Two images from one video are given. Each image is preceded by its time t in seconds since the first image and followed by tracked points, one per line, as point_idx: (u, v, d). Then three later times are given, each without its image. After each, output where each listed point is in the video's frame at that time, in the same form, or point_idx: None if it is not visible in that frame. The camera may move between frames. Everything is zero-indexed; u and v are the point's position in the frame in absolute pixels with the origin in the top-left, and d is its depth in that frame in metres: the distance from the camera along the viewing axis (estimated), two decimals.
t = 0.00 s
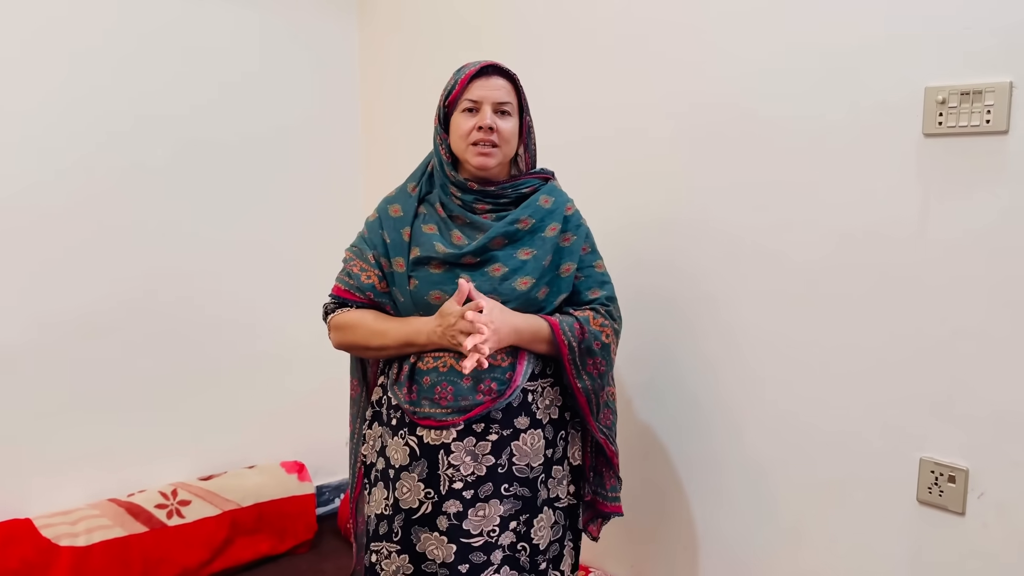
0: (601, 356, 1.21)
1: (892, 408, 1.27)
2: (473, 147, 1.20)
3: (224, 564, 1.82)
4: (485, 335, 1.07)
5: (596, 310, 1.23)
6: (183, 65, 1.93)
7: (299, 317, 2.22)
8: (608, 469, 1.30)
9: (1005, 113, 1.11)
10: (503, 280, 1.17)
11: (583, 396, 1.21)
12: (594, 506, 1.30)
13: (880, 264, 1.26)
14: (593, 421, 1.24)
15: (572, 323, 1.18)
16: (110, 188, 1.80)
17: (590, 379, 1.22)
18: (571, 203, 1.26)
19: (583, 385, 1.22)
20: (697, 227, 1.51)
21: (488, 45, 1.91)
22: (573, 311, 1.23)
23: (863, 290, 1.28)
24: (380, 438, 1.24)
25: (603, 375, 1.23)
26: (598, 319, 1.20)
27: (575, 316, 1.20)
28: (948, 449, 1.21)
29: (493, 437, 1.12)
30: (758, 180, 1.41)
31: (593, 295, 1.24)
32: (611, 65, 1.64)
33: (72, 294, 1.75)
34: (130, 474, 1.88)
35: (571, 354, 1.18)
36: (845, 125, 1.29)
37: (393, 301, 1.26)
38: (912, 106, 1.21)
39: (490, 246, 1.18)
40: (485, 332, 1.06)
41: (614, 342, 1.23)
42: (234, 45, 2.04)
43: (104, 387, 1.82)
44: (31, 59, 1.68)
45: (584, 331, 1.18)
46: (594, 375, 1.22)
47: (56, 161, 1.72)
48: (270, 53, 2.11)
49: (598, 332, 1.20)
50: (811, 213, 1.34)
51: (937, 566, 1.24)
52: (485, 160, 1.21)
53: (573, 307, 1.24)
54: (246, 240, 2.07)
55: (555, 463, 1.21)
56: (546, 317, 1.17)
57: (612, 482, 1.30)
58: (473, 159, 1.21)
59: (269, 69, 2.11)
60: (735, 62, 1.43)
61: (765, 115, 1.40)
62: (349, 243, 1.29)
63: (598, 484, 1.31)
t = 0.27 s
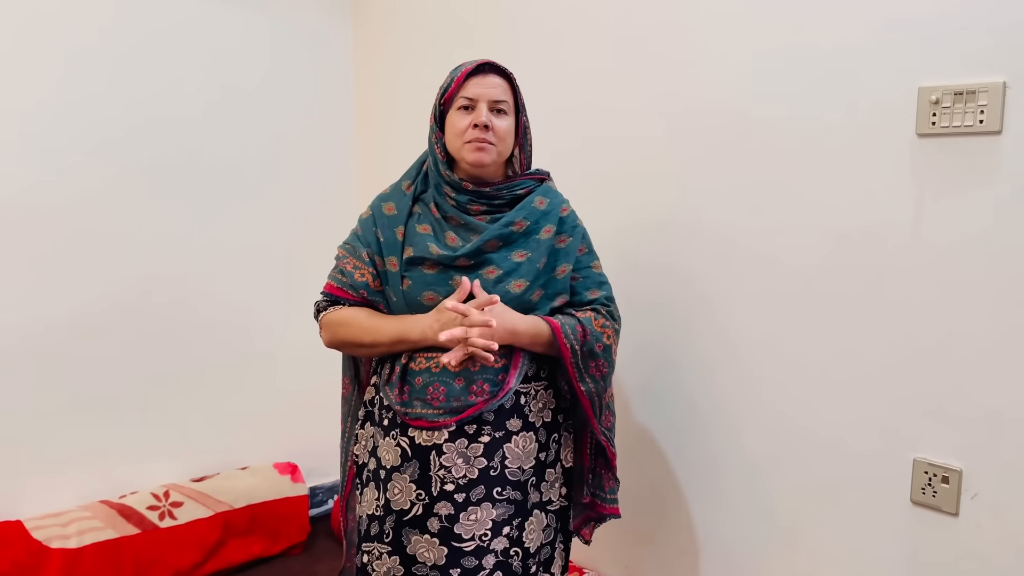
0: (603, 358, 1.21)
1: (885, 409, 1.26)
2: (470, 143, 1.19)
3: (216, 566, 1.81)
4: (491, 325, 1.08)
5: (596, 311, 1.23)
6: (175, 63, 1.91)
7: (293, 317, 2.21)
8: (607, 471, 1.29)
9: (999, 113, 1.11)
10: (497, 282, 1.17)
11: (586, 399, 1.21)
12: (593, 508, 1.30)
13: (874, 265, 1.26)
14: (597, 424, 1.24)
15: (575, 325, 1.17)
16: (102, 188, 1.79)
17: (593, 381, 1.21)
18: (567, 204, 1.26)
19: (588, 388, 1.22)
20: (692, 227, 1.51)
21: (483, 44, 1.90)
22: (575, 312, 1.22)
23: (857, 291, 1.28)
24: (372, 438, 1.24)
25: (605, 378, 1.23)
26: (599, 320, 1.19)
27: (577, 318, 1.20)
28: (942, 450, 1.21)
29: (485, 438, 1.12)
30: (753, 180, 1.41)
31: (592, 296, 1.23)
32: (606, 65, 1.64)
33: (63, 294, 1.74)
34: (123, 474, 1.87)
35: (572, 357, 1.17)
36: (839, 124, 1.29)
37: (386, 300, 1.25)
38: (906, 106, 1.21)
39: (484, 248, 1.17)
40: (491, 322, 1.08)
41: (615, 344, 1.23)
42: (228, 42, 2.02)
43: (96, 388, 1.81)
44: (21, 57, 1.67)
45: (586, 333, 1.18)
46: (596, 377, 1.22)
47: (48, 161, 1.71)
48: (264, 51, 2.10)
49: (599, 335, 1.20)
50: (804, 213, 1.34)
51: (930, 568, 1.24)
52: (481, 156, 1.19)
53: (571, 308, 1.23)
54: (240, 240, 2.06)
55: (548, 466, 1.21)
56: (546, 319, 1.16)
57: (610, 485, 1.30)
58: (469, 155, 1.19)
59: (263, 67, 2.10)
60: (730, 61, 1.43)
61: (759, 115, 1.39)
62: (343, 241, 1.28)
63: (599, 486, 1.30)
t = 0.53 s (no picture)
0: (596, 358, 1.20)
1: (881, 409, 1.26)
2: (466, 144, 1.19)
3: (212, 567, 1.80)
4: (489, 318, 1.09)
5: (591, 312, 1.23)
6: (170, 63, 1.91)
7: (289, 318, 2.21)
8: (600, 471, 1.29)
9: (994, 113, 1.11)
10: (495, 283, 1.17)
11: (577, 398, 1.21)
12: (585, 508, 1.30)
13: (869, 264, 1.26)
14: (587, 423, 1.23)
15: (568, 324, 1.17)
16: (97, 188, 1.79)
17: (585, 381, 1.21)
18: (564, 205, 1.26)
19: (578, 387, 1.21)
20: (688, 227, 1.51)
21: (478, 44, 1.90)
22: (570, 312, 1.22)
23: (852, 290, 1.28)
24: (369, 439, 1.24)
25: (597, 378, 1.22)
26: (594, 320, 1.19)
27: (571, 317, 1.19)
28: (938, 450, 1.20)
29: (484, 439, 1.12)
30: (748, 180, 1.41)
31: (588, 297, 1.23)
32: (601, 64, 1.64)
33: (58, 295, 1.74)
34: (119, 476, 1.86)
35: (565, 355, 1.17)
36: (834, 124, 1.29)
37: (384, 302, 1.25)
38: (902, 106, 1.21)
39: (481, 249, 1.17)
40: (490, 315, 1.09)
41: (609, 344, 1.22)
42: (224, 43, 2.02)
43: (91, 389, 1.80)
44: (16, 57, 1.66)
45: (581, 332, 1.17)
46: (589, 377, 1.21)
47: (43, 161, 1.71)
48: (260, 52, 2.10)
49: (594, 335, 1.20)
50: (799, 213, 1.34)
51: (925, 568, 1.23)
52: (478, 158, 1.19)
53: (568, 309, 1.23)
54: (235, 240, 2.06)
55: (545, 466, 1.21)
56: (541, 316, 1.16)
57: (605, 485, 1.29)
58: (465, 156, 1.19)
59: (259, 68, 2.10)
60: (725, 61, 1.43)
61: (753, 115, 1.39)
62: (340, 242, 1.27)
63: (593, 488, 1.29)
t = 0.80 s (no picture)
0: (591, 357, 1.21)
1: (878, 409, 1.26)
2: (464, 147, 1.19)
3: (209, 568, 1.81)
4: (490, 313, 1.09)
5: (588, 310, 1.23)
6: (168, 64, 1.90)
7: (286, 318, 2.20)
8: (593, 468, 1.29)
9: (990, 113, 1.11)
10: (494, 282, 1.17)
11: (571, 396, 1.20)
12: (580, 505, 1.30)
13: (867, 264, 1.26)
14: (580, 421, 1.23)
15: (565, 322, 1.18)
16: (95, 189, 1.78)
17: (579, 379, 1.21)
18: (561, 204, 1.26)
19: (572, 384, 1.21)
20: (685, 227, 1.51)
21: (475, 45, 1.90)
22: (567, 311, 1.22)
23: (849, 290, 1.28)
24: (368, 441, 1.23)
25: (591, 376, 1.23)
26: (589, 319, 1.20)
27: (568, 316, 1.20)
28: (935, 450, 1.20)
29: (486, 437, 1.12)
30: (746, 180, 1.41)
31: (585, 296, 1.23)
32: (598, 65, 1.64)
33: (55, 295, 1.74)
34: (116, 476, 1.86)
35: (560, 352, 1.17)
36: (831, 124, 1.29)
37: (383, 303, 1.25)
38: (898, 106, 1.21)
39: (480, 248, 1.17)
40: (490, 310, 1.09)
41: (604, 343, 1.23)
42: (222, 43, 2.02)
43: (88, 390, 1.80)
44: (14, 57, 1.66)
45: (577, 331, 1.18)
46: (583, 375, 1.22)
47: (41, 161, 1.70)
48: (258, 52, 2.10)
49: (590, 333, 1.20)
50: (796, 212, 1.34)
51: (923, 567, 1.23)
52: (475, 160, 1.19)
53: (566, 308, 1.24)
54: (233, 241, 2.06)
55: (546, 465, 1.21)
56: (538, 313, 1.16)
57: (595, 483, 1.29)
58: (463, 158, 1.19)
59: (257, 68, 2.10)
60: (721, 61, 1.43)
61: (750, 116, 1.39)
62: (338, 244, 1.27)
63: (582, 484, 1.30)
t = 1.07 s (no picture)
0: (590, 355, 1.21)
1: (876, 408, 1.27)
2: (463, 150, 1.20)
3: (209, 567, 1.81)
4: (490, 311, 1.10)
5: (585, 309, 1.23)
6: (167, 64, 1.91)
7: (285, 318, 2.20)
8: (593, 466, 1.30)
9: (987, 113, 1.11)
10: (493, 281, 1.17)
11: (570, 393, 1.21)
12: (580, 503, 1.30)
13: (864, 263, 1.26)
14: (581, 418, 1.23)
15: (562, 321, 1.18)
16: (94, 189, 1.79)
17: (578, 377, 1.22)
18: (558, 203, 1.26)
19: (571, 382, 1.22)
20: (683, 227, 1.51)
21: (473, 45, 1.90)
22: (564, 310, 1.22)
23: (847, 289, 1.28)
24: (368, 440, 1.24)
25: (590, 374, 1.23)
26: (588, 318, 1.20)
27: (566, 314, 1.20)
28: (932, 448, 1.21)
29: (486, 435, 1.12)
30: (743, 180, 1.41)
31: (582, 294, 1.23)
32: (595, 65, 1.64)
33: (54, 295, 1.74)
34: (116, 476, 1.86)
35: (559, 351, 1.17)
36: (829, 124, 1.29)
37: (382, 303, 1.25)
38: (896, 106, 1.21)
39: (479, 247, 1.17)
40: (490, 308, 1.10)
41: (603, 341, 1.23)
42: (221, 43, 2.02)
43: (88, 389, 1.80)
44: (13, 57, 1.66)
45: (574, 329, 1.18)
46: (582, 373, 1.22)
47: (40, 161, 1.71)
48: (257, 52, 2.10)
49: (588, 332, 1.20)
50: (794, 212, 1.34)
51: (921, 566, 1.24)
52: (474, 161, 1.20)
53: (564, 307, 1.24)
54: (232, 241, 2.06)
55: (545, 463, 1.21)
56: (535, 312, 1.16)
57: (596, 481, 1.30)
58: (462, 160, 1.20)
59: (256, 69, 2.10)
60: (719, 61, 1.43)
61: (747, 115, 1.40)
62: (337, 245, 1.28)
63: (582, 482, 1.31)
